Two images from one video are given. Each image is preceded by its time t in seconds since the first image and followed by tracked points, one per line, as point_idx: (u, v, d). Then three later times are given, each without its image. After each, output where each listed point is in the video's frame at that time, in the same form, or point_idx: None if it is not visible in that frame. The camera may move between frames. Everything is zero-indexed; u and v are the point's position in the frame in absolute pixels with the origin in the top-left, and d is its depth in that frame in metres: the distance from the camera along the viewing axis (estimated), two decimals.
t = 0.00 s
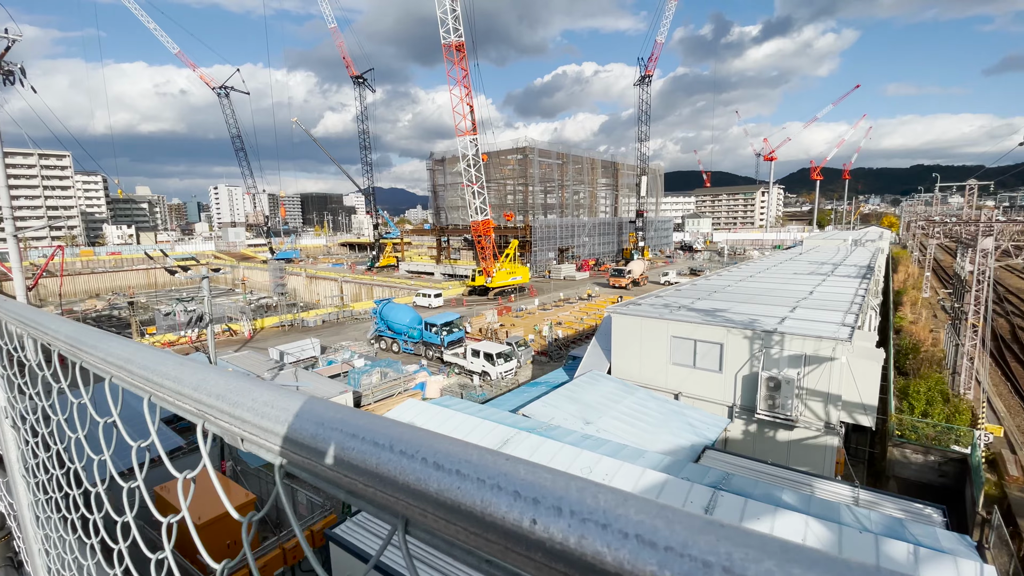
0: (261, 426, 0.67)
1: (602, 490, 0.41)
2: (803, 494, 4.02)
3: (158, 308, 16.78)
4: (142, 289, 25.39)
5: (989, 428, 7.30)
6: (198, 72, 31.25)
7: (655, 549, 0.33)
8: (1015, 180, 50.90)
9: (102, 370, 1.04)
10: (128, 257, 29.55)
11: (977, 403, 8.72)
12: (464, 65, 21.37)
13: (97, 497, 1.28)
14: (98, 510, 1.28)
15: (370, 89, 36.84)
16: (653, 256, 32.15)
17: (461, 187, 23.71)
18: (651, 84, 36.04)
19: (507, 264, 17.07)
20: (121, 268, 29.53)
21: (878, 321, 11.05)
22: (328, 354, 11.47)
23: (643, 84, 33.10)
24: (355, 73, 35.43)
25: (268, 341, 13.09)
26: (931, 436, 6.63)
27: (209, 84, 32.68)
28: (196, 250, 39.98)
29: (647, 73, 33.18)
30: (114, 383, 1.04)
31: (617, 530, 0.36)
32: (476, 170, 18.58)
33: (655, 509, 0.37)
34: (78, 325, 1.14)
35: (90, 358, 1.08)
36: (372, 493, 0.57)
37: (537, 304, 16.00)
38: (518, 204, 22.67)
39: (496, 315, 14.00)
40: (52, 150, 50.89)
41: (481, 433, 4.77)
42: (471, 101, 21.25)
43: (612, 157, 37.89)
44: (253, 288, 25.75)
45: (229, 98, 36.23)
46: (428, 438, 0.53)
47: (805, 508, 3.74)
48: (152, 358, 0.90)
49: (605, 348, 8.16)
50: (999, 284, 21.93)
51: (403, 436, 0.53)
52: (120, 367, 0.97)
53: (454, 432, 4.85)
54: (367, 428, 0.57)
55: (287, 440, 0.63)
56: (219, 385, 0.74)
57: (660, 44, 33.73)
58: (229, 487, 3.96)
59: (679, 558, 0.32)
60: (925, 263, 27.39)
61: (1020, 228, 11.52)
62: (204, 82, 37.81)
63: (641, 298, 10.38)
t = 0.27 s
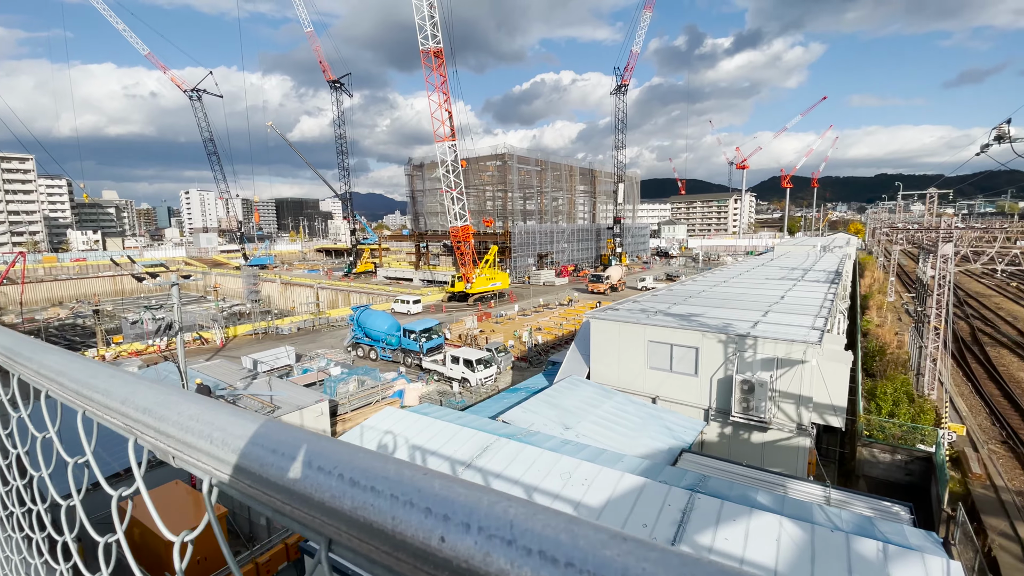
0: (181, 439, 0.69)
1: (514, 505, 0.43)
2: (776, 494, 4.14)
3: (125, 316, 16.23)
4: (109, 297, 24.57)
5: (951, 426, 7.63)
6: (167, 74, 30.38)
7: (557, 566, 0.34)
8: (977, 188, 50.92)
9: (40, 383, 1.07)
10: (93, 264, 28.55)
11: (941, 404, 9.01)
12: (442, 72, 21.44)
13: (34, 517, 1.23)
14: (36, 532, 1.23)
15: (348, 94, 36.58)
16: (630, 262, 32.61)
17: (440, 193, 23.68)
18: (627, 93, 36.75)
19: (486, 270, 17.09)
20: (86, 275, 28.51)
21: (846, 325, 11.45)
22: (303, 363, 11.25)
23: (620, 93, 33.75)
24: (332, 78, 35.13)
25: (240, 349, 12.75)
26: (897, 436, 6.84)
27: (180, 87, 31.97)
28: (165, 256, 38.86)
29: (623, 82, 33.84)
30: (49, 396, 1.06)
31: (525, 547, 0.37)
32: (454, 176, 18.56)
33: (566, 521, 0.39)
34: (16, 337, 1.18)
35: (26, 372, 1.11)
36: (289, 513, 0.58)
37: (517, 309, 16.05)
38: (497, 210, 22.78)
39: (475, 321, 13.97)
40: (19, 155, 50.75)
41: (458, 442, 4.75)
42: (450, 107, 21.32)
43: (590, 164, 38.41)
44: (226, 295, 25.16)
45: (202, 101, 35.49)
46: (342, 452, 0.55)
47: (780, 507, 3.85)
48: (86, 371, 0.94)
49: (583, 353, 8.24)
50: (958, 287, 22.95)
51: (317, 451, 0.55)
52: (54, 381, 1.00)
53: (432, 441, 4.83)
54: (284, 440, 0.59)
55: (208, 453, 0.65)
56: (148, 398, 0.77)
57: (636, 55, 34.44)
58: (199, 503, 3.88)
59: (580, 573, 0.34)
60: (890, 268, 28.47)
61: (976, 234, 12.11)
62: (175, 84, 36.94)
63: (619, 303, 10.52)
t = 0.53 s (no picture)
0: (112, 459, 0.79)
1: (438, 530, 0.47)
2: (752, 496, 4.25)
3: (93, 323, 15.72)
4: (75, 304, 23.74)
5: (918, 426, 7.92)
6: (137, 74, 29.58)
7: None
8: (940, 198, 50.99)
9: None
10: (58, 270, 27.56)
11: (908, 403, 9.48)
12: (422, 77, 21.44)
13: None
14: None
15: (326, 98, 36.23)
16: (610, 267, 32.95)
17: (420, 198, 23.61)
18: (605, 100, 37.31)
19: (467, 275, 17.08)
20: (50, 282, 27.52)
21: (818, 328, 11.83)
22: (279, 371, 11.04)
23: (598, 100, 34.24)
24: (310, 81, 34.76)
25: (213, 357, 12.43)
26: (868, 437, 7.19)
27: (151, 89, 31.24)
28: (135, 261, 37.78)
29: (601, 90, 34.36)
30: None
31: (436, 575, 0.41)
32: (434, 181, 18.52)
33: (489, 548, 0.44)
34: None
35: None
36: (218, 537, 0.64)
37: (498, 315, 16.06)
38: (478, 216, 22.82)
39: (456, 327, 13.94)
40: None
41: (438, 449, 4.74)
42: (429, 112, 21.31)
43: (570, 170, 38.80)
44: (199, 301, 24.55)
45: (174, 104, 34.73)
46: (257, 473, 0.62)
47: (756, 508, 3.96)
48: (22, 388, 1.02)
49: (564, 358, 8.31)
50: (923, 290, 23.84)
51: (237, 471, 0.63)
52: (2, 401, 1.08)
53: (410, 449, 4.82)
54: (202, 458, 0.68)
55: (141, 475, 0.74)
56: (81, 419, 0.86)
57: (614, 63, 35.01)
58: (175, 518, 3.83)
59: None
60: (859, 272, 29.39)
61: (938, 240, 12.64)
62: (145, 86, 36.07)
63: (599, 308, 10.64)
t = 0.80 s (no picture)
0: (56, 475, 0.81)
1: (377, 542, 0.53)
2: (732, 497, 4.32)
3: (60, 331, 15.20)
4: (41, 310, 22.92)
5: (890, 426, 8.17)
6: (108, 74, 28.88)
7: None
8: (907, 205, 51.05)
9: None
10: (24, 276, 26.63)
11: (880, 404, 9.80)
12: (403, 81, 21.36)
13: None
14: None
15: (305, 101, 35.86)
16: (592, 271, 33.20)
17: (401, 203, 23.50)
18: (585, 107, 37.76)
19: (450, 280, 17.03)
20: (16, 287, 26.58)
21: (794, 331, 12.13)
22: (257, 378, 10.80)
23: (580, 107, 34.62)
24: (289, 84, 34.35)
25: (187, 365, 12.09)
26: (842, 437, 7.42)
27: (124, 90, 30.52)
28: (105, 266, 36.72)
29: (581, 96, 34.75)
30: None
31: None
32: (416, 186, 18.43)
33: (424, 560, 0.49)
34: None
35: None
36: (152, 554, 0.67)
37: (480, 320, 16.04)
38: (460, 220, 22.81)
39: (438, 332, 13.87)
40: None
41: (420, 456, 4.70)
42: (410, 117, 21.24)
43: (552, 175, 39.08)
44: (173, 308, 23.96)
45: (146, 106, 33.91)
46: (206, 488, 0.66)
47: (735, 509, 4.03)
48: None
49: (547, 362, 8.35)
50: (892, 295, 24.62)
51: (182, 489, 0.65)
52: None
53: (393, 457, 4.77)
54: (148, 475, 0.71)
55: (81, 492, 0.76)
56: (26, 430, 0.90)
57: (594, 70, 35.39)
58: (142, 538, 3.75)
59: None
60: (832, 277, 30.20)
61: (906, 246, 13.09)
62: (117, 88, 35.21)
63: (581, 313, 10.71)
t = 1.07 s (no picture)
0: (14, 485, 0.83)
1: (330, 547, 0.59)
2: (715, 499, 4.38)
3: (29, 338, 14.73)
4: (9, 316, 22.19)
5: (866, 427, 8.37)
6: (83, 75, 28.23)
7: None
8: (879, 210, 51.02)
9: None
10: None
11: (856, 405, 10.04)
12: (386, 85, 21.26)
13: None
14: None
15: (287, 104, 35.46)
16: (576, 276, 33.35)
17: (385, 207, 23.36)
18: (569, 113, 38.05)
19: (434, 285, 16.96)
20: None
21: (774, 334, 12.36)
22: (236, 385, 10.58)
23: (563, 112, 34.84)
24: (270, 87, 33.92)
25: (164, 372, 11.80)
26: (821, 438, 7.58)
27: (98, 91, 29.81)
28: (78, 271, 35.71)
29: (565, 102, 35.01)
30: None
31: None
32: (400, 190, 18.34)
33: (375, 562, 0.55)
34: None
35: None
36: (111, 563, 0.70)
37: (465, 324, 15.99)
38: (444, 225, 22.75)
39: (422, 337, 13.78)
40: None
41: (403, 462, 4.67)
42: (394, 121, 21.18)
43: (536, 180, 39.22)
44: (149, 314, 23.38)
45: (123, 108, 33.19)
46: (177, 500, 0.70)
47: (718, 510, 4.09)
48: None
49: (531, 367, 8.37)
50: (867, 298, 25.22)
51: (154, 501, 0.69)
52: None
53: (375, 464, 4.72)
54: (108, 485, 0.75)
55: (41, 502, 0.79)
56: None
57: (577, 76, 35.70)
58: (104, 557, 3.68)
59: None
60: (809, 281, 30.87)
61: (880, 251, 13.46)
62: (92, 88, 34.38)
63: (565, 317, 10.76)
